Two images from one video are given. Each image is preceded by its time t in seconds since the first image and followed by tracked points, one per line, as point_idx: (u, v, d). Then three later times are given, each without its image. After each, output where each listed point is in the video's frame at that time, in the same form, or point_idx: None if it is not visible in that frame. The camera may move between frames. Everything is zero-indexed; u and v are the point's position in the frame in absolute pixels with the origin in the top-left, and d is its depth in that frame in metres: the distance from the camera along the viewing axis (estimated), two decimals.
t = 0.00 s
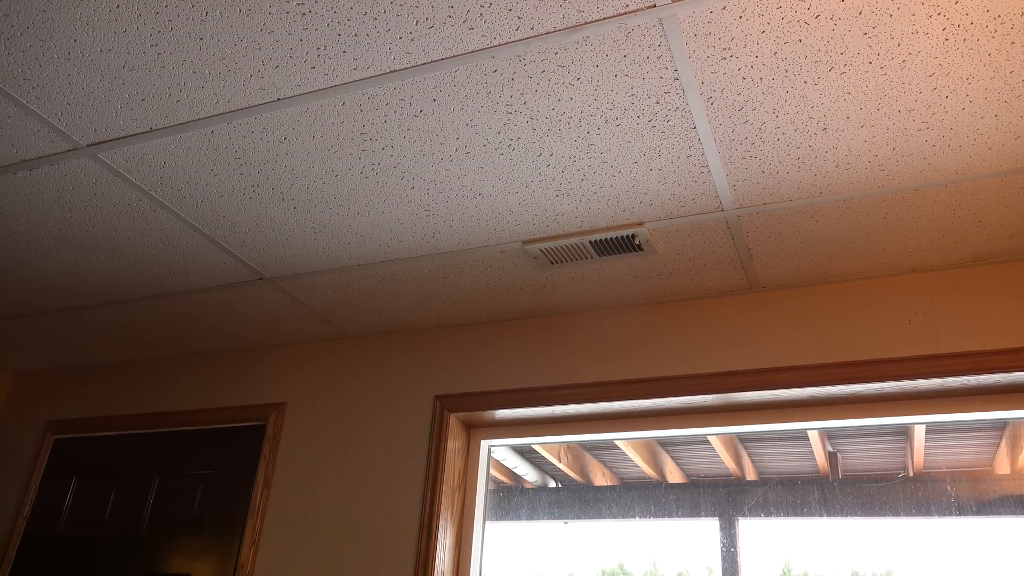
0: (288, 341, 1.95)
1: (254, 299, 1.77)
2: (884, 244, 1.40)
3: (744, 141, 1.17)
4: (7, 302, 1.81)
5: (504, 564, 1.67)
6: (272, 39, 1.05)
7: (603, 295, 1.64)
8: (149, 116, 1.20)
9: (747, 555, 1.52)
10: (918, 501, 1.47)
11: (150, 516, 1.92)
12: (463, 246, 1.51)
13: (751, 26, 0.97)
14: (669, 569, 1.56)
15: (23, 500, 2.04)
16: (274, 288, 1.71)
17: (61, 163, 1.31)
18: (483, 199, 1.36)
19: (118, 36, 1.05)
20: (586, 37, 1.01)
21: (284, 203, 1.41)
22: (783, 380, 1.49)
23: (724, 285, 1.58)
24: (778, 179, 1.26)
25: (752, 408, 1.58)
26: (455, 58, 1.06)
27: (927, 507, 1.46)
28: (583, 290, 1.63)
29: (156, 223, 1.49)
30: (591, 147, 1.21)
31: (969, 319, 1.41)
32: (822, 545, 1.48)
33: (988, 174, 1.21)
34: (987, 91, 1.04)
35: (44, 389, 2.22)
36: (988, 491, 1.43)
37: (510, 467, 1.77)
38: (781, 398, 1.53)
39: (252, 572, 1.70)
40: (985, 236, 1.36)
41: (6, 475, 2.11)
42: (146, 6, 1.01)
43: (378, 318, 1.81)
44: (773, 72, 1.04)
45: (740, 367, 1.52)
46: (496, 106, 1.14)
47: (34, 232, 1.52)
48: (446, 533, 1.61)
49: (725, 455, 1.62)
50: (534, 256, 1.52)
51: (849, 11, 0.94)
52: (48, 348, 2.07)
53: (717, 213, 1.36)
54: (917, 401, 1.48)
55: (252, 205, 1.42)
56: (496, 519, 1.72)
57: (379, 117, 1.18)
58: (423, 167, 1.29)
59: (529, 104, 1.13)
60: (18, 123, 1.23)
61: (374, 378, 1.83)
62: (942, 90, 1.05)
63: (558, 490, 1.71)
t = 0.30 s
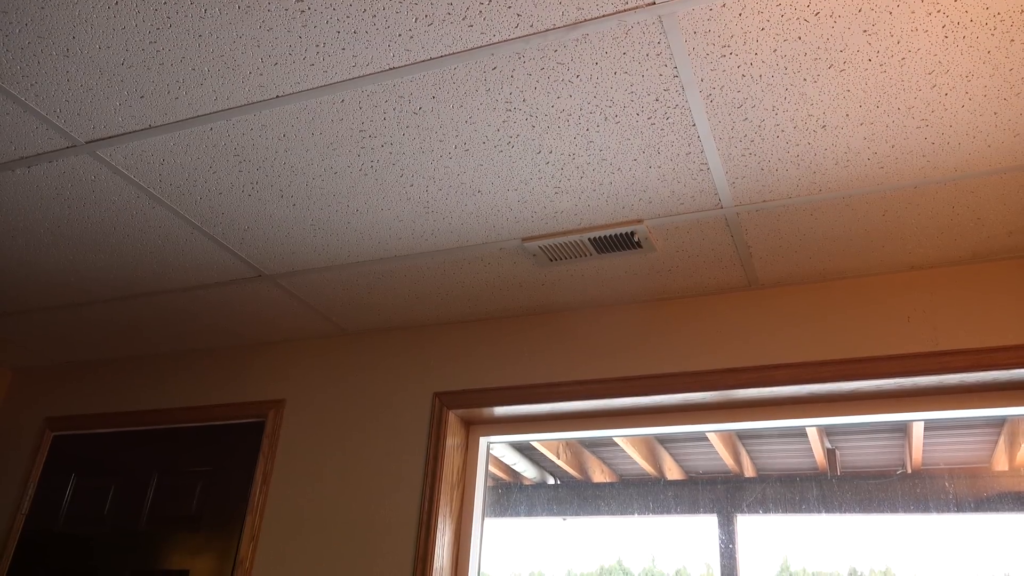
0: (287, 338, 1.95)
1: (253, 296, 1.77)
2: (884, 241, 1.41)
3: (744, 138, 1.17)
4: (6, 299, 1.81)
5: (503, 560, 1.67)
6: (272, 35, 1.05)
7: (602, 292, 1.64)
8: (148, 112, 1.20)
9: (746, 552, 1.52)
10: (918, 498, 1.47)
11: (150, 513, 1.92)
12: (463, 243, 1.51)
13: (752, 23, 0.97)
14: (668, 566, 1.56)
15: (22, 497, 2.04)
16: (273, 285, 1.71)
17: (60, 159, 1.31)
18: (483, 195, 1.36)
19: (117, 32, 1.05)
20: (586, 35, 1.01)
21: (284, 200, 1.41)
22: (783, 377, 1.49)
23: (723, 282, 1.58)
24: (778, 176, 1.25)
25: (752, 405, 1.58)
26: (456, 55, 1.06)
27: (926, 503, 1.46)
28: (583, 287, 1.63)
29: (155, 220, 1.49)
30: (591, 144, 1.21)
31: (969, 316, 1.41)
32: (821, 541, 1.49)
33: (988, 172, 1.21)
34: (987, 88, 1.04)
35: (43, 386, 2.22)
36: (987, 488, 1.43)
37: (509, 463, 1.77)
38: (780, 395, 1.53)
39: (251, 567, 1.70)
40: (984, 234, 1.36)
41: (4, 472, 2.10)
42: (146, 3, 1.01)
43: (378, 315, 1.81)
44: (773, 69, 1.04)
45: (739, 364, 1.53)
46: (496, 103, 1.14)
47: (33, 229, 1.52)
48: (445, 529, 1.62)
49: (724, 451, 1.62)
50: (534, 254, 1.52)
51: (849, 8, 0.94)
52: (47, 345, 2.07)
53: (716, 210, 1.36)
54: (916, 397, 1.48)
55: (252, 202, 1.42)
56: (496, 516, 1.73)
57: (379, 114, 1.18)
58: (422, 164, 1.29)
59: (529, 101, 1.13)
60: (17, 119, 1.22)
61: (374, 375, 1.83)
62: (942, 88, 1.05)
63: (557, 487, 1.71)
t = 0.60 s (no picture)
0: (275, 311, 1.95)
1: (241, 270, 1.76)
2: (872, 216, 1.41)
3: (734, 112, 1.17)
4: None
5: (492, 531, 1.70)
6: (257, 5, 1.03)
7: (591, 266, 1.64)
8: (132, 83, 1.18)
9: (730, 521, 1.55)
10: (900, 469, 1.50)
11: (140, 485, 1.94)
12: (452, 217, 1.50)
13: None
14: (654, 535, 1.59)
15: (10, 467, 2.04)
16: (261, 259, 1.70)
17: (43, 130, 1.29)
18: (472, 169, 1.35)
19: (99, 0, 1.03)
20: (577, 7, 1.00)
21: (272, 173, 1.40)
22: (771, 351, 1.49)
23: (712, 256, 1.58)
24: (768, 151, 1.25)
25: (739, 379, 1.58)
26: (444, 27, 1.04)
27: (909, 474, 1.49)
28: (572, 261, 1.63)
29: (141, 193, 1.47)
30: (581, 118, 1.20)
31: (955, 291, 1.42)
32: (804, 511, 1.52)
33: (977, 147, 1.21)
34: (978, 63, 1.04)
35: (30, 358, 2.21)
36: (968, 459, 1.46)
37: (497, 436, 1.79)
38: (767, 368, 1.54)
39: (240, 538, 1.72)
40: (971, 209, 1.37)
41: None
42: None
43: (367, 288, 1.80)
44: (765, 42, 1.03)
45: (727, 338, 1.53)
46: (485, 76, 1.13)
47: (17, 200, 1.51)
48: (433, 502, 1.63)
49: (710, 423, 1.63)
50: (523, 228, 1.51)
51: None
52: (33, 317, 2.05)
53: (706, 184, 1.35)
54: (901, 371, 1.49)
55: (239, 175, 1.40)
56: (484, 487, 1.75)
57: (366, 87, 1.16)
58: (411, 137, 1.28)
59: (519, 74, 1.12)
60: None
61: (363, 349, 1.83)
62: (933, 63, 1.04)
63: (545, 458, 1.74)
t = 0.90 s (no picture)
0: (258, 265, 1.93)
1: (222, 223, 1.73)
2: (858, 170, 1.40)
3: (722, 64, 1.15)
4: None
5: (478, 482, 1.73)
6: None
7: (576, 220, 1.63)
8: (105, 29, 1.14)
9: (710, 472, 1.59)
10: (878, 422, 1.52)
11: (125, 438, 1.95)
12: (436, 170, 1.48)
13: None
14: (636, 487, 1.63)
15: None
16: (243, 211, 1.67)
17: (14, 77, 1.25)
18: (456, 121, 1.33)
19: None
20: None
21: (252, 123, 1.36)
22: (755, 305, 1.50)
23: (697, 211, 1.57)
24: (756, 104, 1.23)
25: (722, 333, 1.59)
26: None
27: (887, 427, 1.51)
28: (557, 215, 1.61)
29: (118, 142, 1.44)
30: (567, 69, 1.18)
31: (939, 246, 1.42)
32: (782, 462, 1.55)
33: (965, 102, 1.20)
34: (969, 15, 1.02)
35: (12, 311, 2.19)
36: (944, 412, 1.49)
37: (481, 389, 1.80)
38: (749, 323, 1.54)
39: (225, 489, 1.73)
40: (957, 164, 1.36)
41: None
42: None
43: (351, 242, 1.78)
44: None
45: (710, 293, 1.54)
46: (470, 25, 1.10)
47: None
48: (418, 453, 1.64)
49: (692, 377, 1.65)
50: (508, 181, 1.49)
51: None
52: (11, 269, 2.02)
53: (693, 138, 1.34)
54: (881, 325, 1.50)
55: (218, 125, 1.37)
56: (468, 440, 1.77)
57: (347, 34, 1.13)
58: (394, 87, 1.25)
59: (504, 23, 1.09)
60: None
61: (347, 303, 1.82)
62: (923, 15, 1.02)
63: (529, 412, 1.75)
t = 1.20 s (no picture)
0: (236, 220, 1.90)
1: (199, 177, 1.70)
2: (841, 127, 1.39)
3: (707, 18, 1.13)
4: None
5: (457, 436, 1.75)
6: None
7: (558, 176, 1.61)
8: None
9: (687, 425, 1.61)
10: (852, 375, 1.54)
11: (102, 393, 1.95)
12: (416, 125, 1.46)
13: None
14: (614, 440, 1.65)
15: None
16: (220, 165, 1.64)
17: None
18: (437, 74, 1.30)
19: None
20: None
21: (227, 76, 1.33)
22: (735, 261, 1.50)
23: (680, 167, 1.56)
24: (740, 59, 1.22)
25: (702, 289, 1.60)
26: None
27: (860, 380, 1.54)
28: (539, 171, 1.60)
29: (88, 94, 1.39)
30: (549, 22, 1.15)
31: (918, 204, 1.43)
32: (757, 415, 1.58)
33: (949, 59, 1.19)
34: None
35: None
36: (917, 365, 1.51)
37: (462, 344, 1.81)
38: (729, 279, 1.55)
39: (206, 444, 1.74)
40: (939, 121, 1.36)
41: None
42: None
43: (330, 196, 1.76)
44: None
45: (691, 249, 1.54)
46: None
47: None
48: (398, 407, 1.65)
49: (671, 332, 1.67)
50: (489, 136, 1.47)
51: None
52: None
53: (676, 93, 1.32)
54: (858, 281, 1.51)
55: (192, 77, 1.33)
56: (448, 393, 1.78)
57: None
58: (373, 40, 1.21)
59: None
60: None
61: (327, 259, 1.81)
62: None
63: (509, 367, 1.77)
